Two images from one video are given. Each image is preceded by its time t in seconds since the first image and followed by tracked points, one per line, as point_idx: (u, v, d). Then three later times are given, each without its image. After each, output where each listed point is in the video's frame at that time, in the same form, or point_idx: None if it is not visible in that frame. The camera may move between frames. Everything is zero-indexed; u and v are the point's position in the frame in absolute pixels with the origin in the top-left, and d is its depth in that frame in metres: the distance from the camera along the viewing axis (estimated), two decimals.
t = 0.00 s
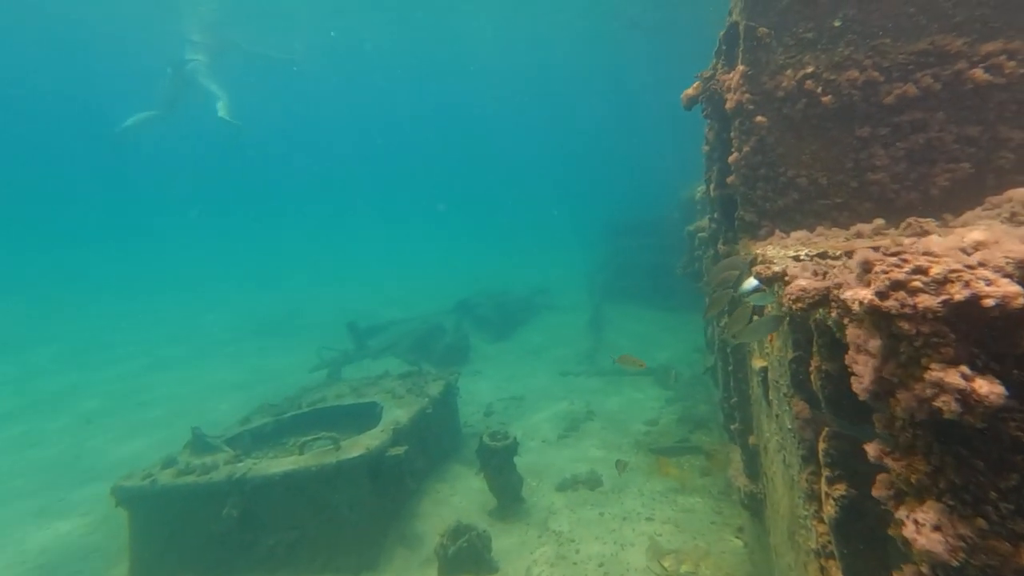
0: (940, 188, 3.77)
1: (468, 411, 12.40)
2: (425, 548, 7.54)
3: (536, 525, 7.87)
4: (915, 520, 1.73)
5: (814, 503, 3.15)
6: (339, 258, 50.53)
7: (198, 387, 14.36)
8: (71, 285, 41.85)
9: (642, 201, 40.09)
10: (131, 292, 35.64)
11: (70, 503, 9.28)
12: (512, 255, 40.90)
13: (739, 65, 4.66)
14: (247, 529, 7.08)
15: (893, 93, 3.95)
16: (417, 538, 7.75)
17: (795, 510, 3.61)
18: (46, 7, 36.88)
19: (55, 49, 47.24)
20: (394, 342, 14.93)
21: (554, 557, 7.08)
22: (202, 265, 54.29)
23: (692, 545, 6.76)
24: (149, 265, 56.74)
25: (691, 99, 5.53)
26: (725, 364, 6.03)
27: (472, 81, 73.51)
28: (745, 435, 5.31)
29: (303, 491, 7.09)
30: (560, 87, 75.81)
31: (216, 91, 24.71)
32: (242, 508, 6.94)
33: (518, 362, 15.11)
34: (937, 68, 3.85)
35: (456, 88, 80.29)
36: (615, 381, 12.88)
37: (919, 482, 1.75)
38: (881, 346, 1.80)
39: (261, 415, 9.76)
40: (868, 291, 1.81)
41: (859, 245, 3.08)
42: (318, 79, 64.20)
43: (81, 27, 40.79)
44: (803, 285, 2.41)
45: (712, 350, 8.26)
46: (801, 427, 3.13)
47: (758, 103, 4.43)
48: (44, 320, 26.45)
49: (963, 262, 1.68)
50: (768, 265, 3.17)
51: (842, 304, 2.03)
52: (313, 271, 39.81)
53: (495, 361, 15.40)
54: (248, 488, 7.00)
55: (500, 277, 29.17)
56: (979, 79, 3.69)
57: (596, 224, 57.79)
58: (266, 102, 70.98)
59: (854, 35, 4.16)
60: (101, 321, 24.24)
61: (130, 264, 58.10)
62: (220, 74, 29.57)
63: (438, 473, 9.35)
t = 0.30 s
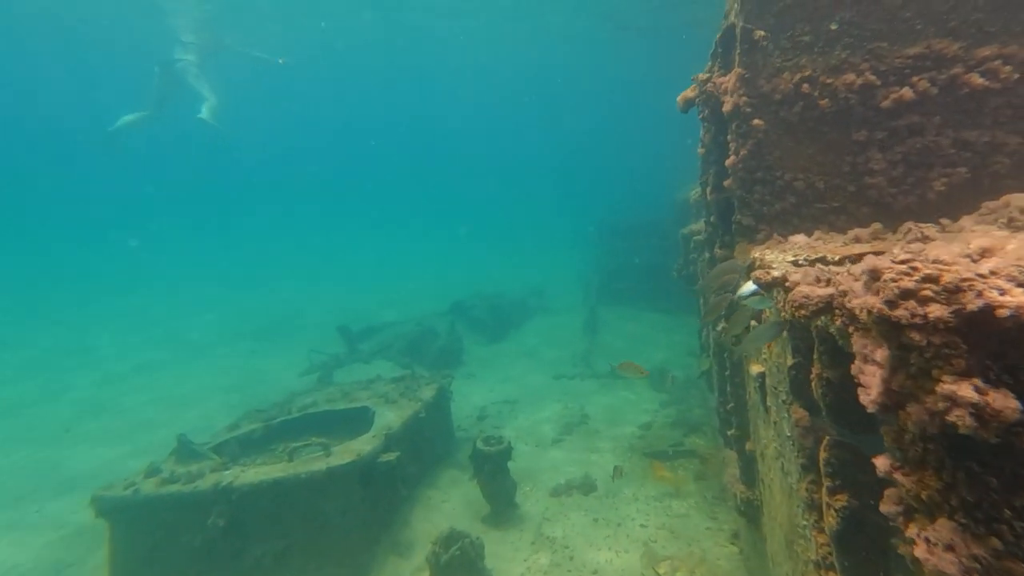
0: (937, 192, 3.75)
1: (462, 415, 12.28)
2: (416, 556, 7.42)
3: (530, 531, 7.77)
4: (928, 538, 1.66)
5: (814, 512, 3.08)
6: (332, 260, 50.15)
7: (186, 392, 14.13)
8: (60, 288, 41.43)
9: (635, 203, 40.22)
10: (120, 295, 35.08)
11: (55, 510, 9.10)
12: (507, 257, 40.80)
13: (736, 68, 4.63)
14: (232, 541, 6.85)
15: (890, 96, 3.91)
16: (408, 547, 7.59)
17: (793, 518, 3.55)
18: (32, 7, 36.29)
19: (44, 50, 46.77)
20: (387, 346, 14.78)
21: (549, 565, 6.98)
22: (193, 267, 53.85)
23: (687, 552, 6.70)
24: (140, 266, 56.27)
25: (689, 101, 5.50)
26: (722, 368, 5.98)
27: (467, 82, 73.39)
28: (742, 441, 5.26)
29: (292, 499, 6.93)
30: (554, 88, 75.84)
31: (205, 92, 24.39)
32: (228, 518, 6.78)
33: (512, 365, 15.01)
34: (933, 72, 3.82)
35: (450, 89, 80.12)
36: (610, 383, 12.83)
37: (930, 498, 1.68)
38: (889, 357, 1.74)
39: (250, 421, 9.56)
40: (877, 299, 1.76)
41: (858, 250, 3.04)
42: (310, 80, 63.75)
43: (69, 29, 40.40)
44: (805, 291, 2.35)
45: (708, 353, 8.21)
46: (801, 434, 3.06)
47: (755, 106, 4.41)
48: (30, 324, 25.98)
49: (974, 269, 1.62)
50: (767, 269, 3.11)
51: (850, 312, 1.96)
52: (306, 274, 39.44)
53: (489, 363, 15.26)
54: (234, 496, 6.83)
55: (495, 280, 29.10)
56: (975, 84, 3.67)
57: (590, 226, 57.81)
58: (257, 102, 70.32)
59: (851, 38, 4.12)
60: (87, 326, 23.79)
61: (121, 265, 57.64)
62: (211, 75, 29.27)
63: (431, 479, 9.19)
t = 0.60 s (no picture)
0: (935, 198, 3.73)
1: (455, 419, 12.15)
2: (408, 564, 7.27)
3: (523, 538, 7.66)
4: (944, 557, 1.58)
5: (815, 523, 3.00)
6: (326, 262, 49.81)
7: (174, 398, 13.87)
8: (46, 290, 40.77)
9: (629, 204, 40.31)
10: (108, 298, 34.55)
11: (34, 521, 8.84)
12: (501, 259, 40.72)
13: (733, 71, 4.57)
14: (218, 551, 6.66)
15: (888, 101, 3.88)
16: (400, 556, 7.43)
17: (792, 528, 3.48)
18: (17, 6, 35.72)
19: (29, 51, 46.03)
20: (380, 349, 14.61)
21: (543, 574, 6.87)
22: (183, 269, 53.26)
23: (682, 559, 6.62)
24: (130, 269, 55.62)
25: (686, 103, 5.44)
26: (719, 373, 5.92)
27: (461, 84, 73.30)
28: (739, 447, 5.19)
29: (281, 507, 6.77)
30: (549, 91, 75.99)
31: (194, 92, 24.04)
32: (213, 528, 6.60)
33: (506, 368, 14.91)
34: (931, 76, 3.80)
35: (444, 90, 80.04)
36: (605, 387, 12.77)
37: (944, 516, 1.60)
38: (901, 368, 1.67)
39: (238, 427, 9.36)
40: (887, 309, 1.69)
41: (859, 255, 2.98)
42: (303, 81, 63.37)
43: (55, 29, 39.79)
44: (809, 299, 2.28)
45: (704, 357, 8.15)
46: (802, 443, 2.99)
47: (753, 109, 4.34)
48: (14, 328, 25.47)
49: (989, 277, 1.55)
50: (767, 274, 3.04)
51: (858, 320, 1.89)
52: (298, 276, 39.11)
53: (483, 367, 15.14)
54: (221, 505, 6.66)
55: (489, 282, 29.01)
56: (973, 88, 3.64)
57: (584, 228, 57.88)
58: (250, 103, 69.83)
59: (849, 41, 4.08)
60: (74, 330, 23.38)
61: (111, 268, 56.92)
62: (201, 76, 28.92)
63: (424, 486, 9.04)
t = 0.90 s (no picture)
0: (932, 202, 3.72)
1: (448, 423, 12.02)
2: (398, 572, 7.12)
3: (516, 544, 7.55)
4: None
5: (815, 533, 2.93)
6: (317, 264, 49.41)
7: (159, 404, 13.56)
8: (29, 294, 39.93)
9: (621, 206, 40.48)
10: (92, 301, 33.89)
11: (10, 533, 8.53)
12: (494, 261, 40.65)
13: (730, 73, 4.51)
14: (202, 562, 6.47)
15: (885, 104, 3.85)
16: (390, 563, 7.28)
17: (790, 537, 3.42)
18: None
19: (12, 51, 45.16)
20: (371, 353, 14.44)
21: None
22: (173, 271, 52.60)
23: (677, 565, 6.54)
24: (118, 271, 54.89)
25: (682, 106, 5.39)
26: (715, 377, 5.86)
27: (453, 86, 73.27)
28: (735, 452, 5.13)
29: (267, 516, 6.60)
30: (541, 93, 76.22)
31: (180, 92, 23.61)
32: (196, 538, 6.42)
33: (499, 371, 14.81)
34: (928, 79, 3.78)
35: (437, 92, 79.93)
36: (598, 389, 12.73)
37: (960, 534, 1.54)
38: (912, 379, 1.61)
39: (225, 433, 9.15)
40: (899, 318, 1.61)
41: (860, 260, 2.93)
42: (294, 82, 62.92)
43: (39, 30, 39.10)
44: (814, 305, 2.21)
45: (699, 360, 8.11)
46: (801, 451, 2.92)
47: (750, 111, 4.29)
48: None
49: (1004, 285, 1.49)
50: (767, 279, 2.98)
51: (865, 329, 1.83)
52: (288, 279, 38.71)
53: (476, 370, 15.01)
54: (205, 515, 6.48)
55: (482, 284, 28.92)
56: (970, 91, 3.61)
57: (577, 230, 58.03)
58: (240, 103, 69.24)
59: (845, 44, 4.05)
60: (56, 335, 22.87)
61: (98, 270, 56.09)
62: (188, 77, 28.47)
63: (416, 491, 8.89)
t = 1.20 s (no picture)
0: (927, 204, 3.70)
1: (438, 425, 11.88)
2: None
3: (507, 549, 7.45)
4: None
5: (813, 541, 2.86)
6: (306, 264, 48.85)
7: (140, 408, 13.22)
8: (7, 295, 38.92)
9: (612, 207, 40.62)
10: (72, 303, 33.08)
11: None
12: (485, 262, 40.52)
13: (724, 73, 4.47)
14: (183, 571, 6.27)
15: (879, 105, 3.83)
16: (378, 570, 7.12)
17: (786, 544, 3.36)
18: None
19: None
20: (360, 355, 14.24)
21: None
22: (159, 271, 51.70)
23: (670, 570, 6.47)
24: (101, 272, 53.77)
25: (676, 107, 5.34)
26: (708, 380, 5.81)
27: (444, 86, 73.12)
28: (730, 455, 5.07)
29: (251, 523, 6.41)
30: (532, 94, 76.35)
31: (163, 90, 23.11)
32: (177, 547, 6.21)
33: (490, 372, 14.71)
34: (922, 81, 3.76)
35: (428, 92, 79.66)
36: (589, 391, 12.68)
37: (971, 551, 1.47)
38: (922, 389, 1.54)
39: (209, 438, 8.92)
40: (909, 324, 1.54)
41: (857, 263, 2.89)
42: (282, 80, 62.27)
43: (20, 25, 38.24)
44: (816, 310, 2.14)
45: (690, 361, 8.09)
46: (799, 457, 2.86)
47: (745, 112, 4.24)
48: None
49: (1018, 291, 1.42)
50: (765, 282, 2.92)
51: (872, 335, 1.76)
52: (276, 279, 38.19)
53: (467, 372, 14.88)
54: (187, 523, 6.29)
55: (472, 285, 28.80)
56: (964, 93, 3.61)
57: (569, 231, 58.11)
58: (227, 102, 68.34)
59: (839, 46, 4.04)
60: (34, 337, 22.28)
61: (79, 271, 54.89)
62: (174, 75, 28.08)
63: (405, 496, 8.72)
